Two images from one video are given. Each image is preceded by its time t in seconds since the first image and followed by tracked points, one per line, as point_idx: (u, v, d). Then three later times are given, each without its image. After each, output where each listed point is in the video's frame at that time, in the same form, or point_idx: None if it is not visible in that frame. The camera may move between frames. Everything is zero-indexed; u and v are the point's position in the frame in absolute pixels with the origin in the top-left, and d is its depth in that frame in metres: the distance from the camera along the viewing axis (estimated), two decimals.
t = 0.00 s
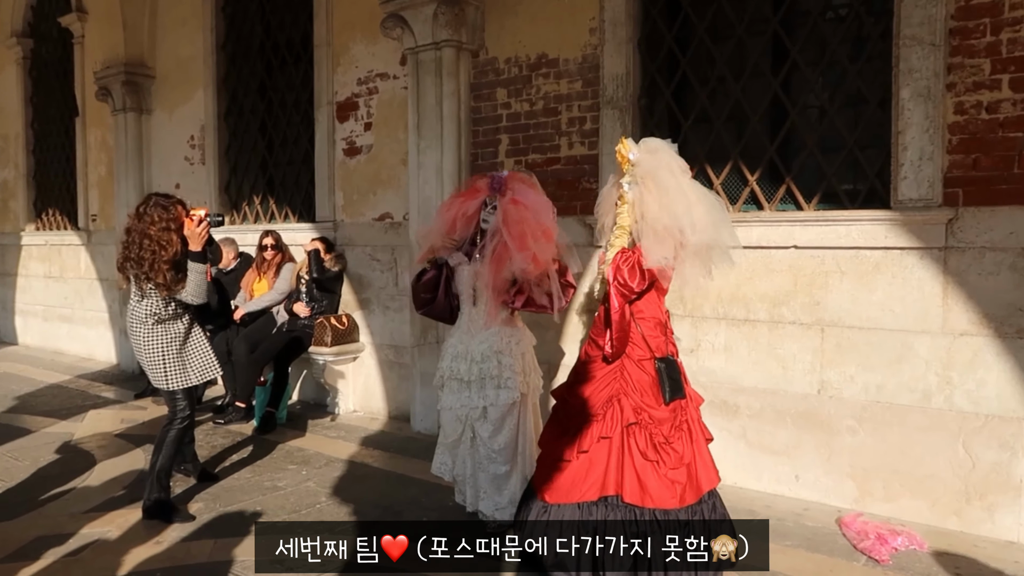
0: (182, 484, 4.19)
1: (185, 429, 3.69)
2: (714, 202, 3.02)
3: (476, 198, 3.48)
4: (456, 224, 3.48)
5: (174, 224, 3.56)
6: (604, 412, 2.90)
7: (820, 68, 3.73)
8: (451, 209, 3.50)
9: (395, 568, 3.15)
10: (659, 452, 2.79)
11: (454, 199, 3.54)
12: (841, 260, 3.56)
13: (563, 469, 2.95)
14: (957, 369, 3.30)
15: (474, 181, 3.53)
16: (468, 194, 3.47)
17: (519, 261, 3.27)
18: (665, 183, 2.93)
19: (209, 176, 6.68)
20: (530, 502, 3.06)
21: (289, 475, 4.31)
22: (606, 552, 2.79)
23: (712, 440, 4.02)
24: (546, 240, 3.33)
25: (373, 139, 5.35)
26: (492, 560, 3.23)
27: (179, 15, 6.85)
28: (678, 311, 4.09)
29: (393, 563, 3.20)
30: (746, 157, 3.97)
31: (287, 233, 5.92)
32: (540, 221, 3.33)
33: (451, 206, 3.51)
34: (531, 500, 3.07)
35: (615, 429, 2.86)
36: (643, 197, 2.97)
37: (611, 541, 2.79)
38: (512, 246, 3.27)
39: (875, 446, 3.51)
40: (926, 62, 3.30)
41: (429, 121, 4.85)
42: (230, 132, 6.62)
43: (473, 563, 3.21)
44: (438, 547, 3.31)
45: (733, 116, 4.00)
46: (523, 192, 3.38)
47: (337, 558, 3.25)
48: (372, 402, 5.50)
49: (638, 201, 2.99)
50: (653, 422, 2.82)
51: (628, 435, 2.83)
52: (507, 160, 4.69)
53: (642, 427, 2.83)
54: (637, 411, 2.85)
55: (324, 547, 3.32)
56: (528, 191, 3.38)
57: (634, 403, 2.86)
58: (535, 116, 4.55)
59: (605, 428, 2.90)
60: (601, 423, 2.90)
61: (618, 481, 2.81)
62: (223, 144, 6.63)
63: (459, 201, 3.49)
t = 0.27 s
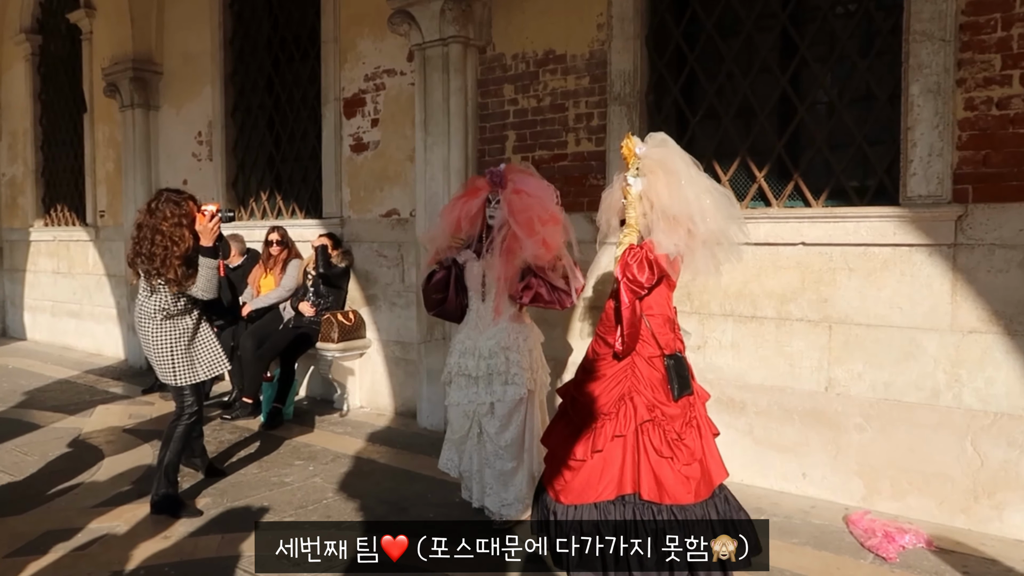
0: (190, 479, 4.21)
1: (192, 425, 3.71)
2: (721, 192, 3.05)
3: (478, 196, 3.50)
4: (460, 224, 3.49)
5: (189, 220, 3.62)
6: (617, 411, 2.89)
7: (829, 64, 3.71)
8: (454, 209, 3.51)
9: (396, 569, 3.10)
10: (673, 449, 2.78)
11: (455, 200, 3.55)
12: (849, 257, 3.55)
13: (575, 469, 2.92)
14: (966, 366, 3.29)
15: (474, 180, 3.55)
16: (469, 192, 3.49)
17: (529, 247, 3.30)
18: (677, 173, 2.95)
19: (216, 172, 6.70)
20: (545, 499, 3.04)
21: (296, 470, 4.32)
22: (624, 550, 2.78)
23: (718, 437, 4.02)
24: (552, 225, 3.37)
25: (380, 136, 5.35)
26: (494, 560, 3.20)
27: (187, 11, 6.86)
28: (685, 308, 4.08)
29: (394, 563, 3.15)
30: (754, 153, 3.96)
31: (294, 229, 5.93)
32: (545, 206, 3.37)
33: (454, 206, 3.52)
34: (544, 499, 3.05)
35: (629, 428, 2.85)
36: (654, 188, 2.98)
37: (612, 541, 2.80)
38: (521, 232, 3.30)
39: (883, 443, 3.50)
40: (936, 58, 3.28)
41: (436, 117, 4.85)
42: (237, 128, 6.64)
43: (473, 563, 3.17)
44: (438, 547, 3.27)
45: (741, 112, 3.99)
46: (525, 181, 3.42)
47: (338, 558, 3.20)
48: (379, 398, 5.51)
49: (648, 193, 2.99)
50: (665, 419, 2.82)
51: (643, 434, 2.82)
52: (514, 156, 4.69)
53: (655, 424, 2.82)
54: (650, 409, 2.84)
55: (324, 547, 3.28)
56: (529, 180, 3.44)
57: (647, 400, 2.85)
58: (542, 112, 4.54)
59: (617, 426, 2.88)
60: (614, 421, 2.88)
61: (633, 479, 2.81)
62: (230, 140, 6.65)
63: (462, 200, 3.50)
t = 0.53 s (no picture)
0: (190, 477, 4.21)
1: (191, 423, 3.71)
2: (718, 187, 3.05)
3: (475, 194, 3.50)
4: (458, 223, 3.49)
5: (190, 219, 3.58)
6: (612, 407, 2.90)
7: (829, 60, 3.71)
8: (452, 209, 3.51)
9: (396, 569, 3.08)
10: (667, 447, 2.78)
11: (453, 200, 3.55)
12: (848, 254, 3.55)
13: (570, 464, 2.95)
14: (965, 363, 3.29)
15: (471, 179, 3.55)
16: (467, 191, 3.49)
17: (528, 245, 3.32)
18: (668, 170, 2.94)
19: (215, 170, 6.69)
20: (542, 494, 3.07)
21: (296, 467, 4.32)
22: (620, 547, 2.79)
23: (718, 434, 4.02)
24: (551, 222, 3.36)
25: (379, 133, 5.35)
26: (494, 560, 3.18)
27: (186, 8, 6.86)
28: (685, 305, 4.08)
29: (394, 564, 3.13)
30: (754, 150, 3.96)
31: (294, 227, 5.93)
32: (544, 204, 3.36)
33: (452, 206, 3.52)
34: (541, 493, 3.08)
35: (623, 425, 2.87)
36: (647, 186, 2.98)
37: (612, 541, 2.81)
38: (519, 230, 3.30)
39: (883, 440, 3.50)
40: (936, 55, 3.28)
41: (435, 115, 4.85)
42: (237, 125, 6.64)
43: (473, 563, 3.15)
44: (438, 547, 3.25)
45: (740, 110, 3.99)
46: (521, 178, 3.41)
47: (338, 558, 3.19)
48: (379, 396, 5.51)
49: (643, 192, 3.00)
50: (660, 417, 2.82)
51: (637, 431, 2.83)
52: (514, 154, 4.68)
53: (650, 422, 2.83)
54: (645, 406, 2.85)
55: (324, 547, 3.27)
56: (527, 177, 3.43)
57: (642, 398, 2.86)
58: (542, 109, 4.53)
59: (612, 423, 2.90)
60: (609, 418, 2.90)
61: (626, 476, 2.83)
62: (229, 138, 6.64)
63: (460, 199, 3.51)
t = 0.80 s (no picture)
0: (187, 474, 4.21)
1: (188, 420, 3.71)
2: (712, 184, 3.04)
3: (473, 192, 3.50)
4: (456, 220, 3.49)
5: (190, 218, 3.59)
6: (605, 405, 2.91)
7: (826, 58, 3.71)
8: (449, 206, 3.51)
9: (395, 570, 3.04)
10: (659, 445, 2.78)
11: (451, 198, 3.55)
12: (845, 252, 3.55)
13: (564, 461, 2.97)
14: (961, 361, 3.30)
15: (469, 176, 3.55)
16: (465, 189, 3.50)
17: (525, 244, 3.31)
18: (657, 168, 2.95)
19: (212, 166, 6.67)
20: (538, 491, 3.08)
21: (293, 465, 4.32)
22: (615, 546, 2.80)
23: (715, 431, 4.02)
24: (549, 221, 3.37)
25: (376, 130, 5.34)
26: (494, 560, 3.13)
27: (182, 5, 6.83)
28: (682, 303, 4.08)
29: (394, 564, 3.09)
30: (751, 148, 3.96)
31: (291, 224, 5.92)
32: (542, 203, 3.37)
33: (449, 203, 3.52)
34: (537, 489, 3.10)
35: (615, 423, 2.87)
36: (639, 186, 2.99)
37: (611, 541, 2.81)
38: (517, 228, 3.30)
39: (879, 437, 3.51)
40: (933, 53, 3.28)
41: (432, 112, 4.84)
42: (233, 122, 6.63)
43: (473, 563, 3.10)
44: (438, 547, 3.20)
45: (738, 107, 3.99)
46: (520, 176, 3.42)
47: (337, 559, 3.16)
48: (376, 393, 5.51)
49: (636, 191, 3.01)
50: (653, 415, 2.82)
51: (629, 429, 2.83)
52: (511, 151, 4.68)
53: (642, 420, 2.83)
54: (638, 404, 2.85)
55: (324, 547, 3.24)
56: (525, 176, 3.44)
57: (635, 396, 2.86)
58: (539, 106, 4.53)
59: (606, 420, 2.90)
60: (601, 416, 2.91)
61: (618, 474, 2.84)
62: (226, 134, 6.63)
63: (457, 197, 3.51)
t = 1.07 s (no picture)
0: (186, 471, 4.21)
1: (187, 418, 3.71)
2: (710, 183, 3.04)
3: (474, 189, 3.51)
4: (456, 218, 3.50)
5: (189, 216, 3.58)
6: (604, 404, 2.91)
7: (825, 56, 3.71)
8: (451, 204, 3.53)
9: (396, 570, 3.04)
10: (658, 443, 2.79)
11: (452, 195, 3.56)
12: (844, 250, 3.55)
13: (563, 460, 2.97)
14: (960, 359, 3.30)
15: (470, 174, 3.56)
16: (466, 186, 3.51)
17: (522, 240, 3.28)
18: (655, 165, 2.95)
19: (211, 164, 6.67)
20: (536, 490, 3.08)
21: (292, 463, 4.32)
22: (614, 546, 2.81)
23: (714, 429, 4.03)
24: (548, 217, 3.33)
25: (376, 128, 5.34)
26: (493, 559, 3.14)
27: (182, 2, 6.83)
28: (681, 301, 4.09)
29: (393, 563, 3.10)
30: (750, 146, 3.96)
31: (290, 222, 5.92)
32: (541, 198, 3.34)
33: (450, 201, 3.53)
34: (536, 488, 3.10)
35: (614, 422, 2.87)
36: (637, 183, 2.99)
37: (611, 541, 2.82)
38: (514, 225, 3.29)
39: (878, 435, 3.51)
40: (932, 51, 3.28)
41: (431, 110, 4.84)
42: (232, 120, 6.62)
43: (473, 563, 3.11)
44: (438, 546, 3.20)
45: (737, 106, 3.99)
46: (520, 173, 3.42)
47: (337, 558, 3.16)
48: (375, 391, 5.52)
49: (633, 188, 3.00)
50: (652, 414, 2.82)
51: (628, 427, 2.84)
52: (511, 149, 4.68)
53: (641, 418, 2.83)
54: (637, 403, 2.85)
55: (324, 547, 3.23)
56: (525, 173, 3.43)
57: (634, 395, 2.86)
58: (538, 105, 4.53)
59: (604, 419, 2.90)
60: (600, 414, 2.91)
61: (617, 473, 2.84)
62: (225, 132, 6.62)
63: (458, 195, 3.52)
